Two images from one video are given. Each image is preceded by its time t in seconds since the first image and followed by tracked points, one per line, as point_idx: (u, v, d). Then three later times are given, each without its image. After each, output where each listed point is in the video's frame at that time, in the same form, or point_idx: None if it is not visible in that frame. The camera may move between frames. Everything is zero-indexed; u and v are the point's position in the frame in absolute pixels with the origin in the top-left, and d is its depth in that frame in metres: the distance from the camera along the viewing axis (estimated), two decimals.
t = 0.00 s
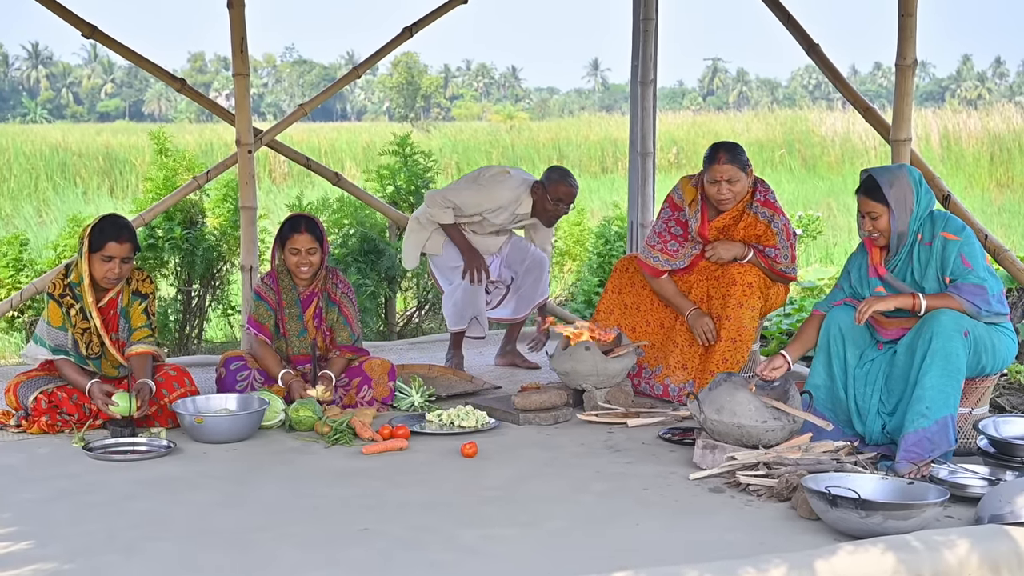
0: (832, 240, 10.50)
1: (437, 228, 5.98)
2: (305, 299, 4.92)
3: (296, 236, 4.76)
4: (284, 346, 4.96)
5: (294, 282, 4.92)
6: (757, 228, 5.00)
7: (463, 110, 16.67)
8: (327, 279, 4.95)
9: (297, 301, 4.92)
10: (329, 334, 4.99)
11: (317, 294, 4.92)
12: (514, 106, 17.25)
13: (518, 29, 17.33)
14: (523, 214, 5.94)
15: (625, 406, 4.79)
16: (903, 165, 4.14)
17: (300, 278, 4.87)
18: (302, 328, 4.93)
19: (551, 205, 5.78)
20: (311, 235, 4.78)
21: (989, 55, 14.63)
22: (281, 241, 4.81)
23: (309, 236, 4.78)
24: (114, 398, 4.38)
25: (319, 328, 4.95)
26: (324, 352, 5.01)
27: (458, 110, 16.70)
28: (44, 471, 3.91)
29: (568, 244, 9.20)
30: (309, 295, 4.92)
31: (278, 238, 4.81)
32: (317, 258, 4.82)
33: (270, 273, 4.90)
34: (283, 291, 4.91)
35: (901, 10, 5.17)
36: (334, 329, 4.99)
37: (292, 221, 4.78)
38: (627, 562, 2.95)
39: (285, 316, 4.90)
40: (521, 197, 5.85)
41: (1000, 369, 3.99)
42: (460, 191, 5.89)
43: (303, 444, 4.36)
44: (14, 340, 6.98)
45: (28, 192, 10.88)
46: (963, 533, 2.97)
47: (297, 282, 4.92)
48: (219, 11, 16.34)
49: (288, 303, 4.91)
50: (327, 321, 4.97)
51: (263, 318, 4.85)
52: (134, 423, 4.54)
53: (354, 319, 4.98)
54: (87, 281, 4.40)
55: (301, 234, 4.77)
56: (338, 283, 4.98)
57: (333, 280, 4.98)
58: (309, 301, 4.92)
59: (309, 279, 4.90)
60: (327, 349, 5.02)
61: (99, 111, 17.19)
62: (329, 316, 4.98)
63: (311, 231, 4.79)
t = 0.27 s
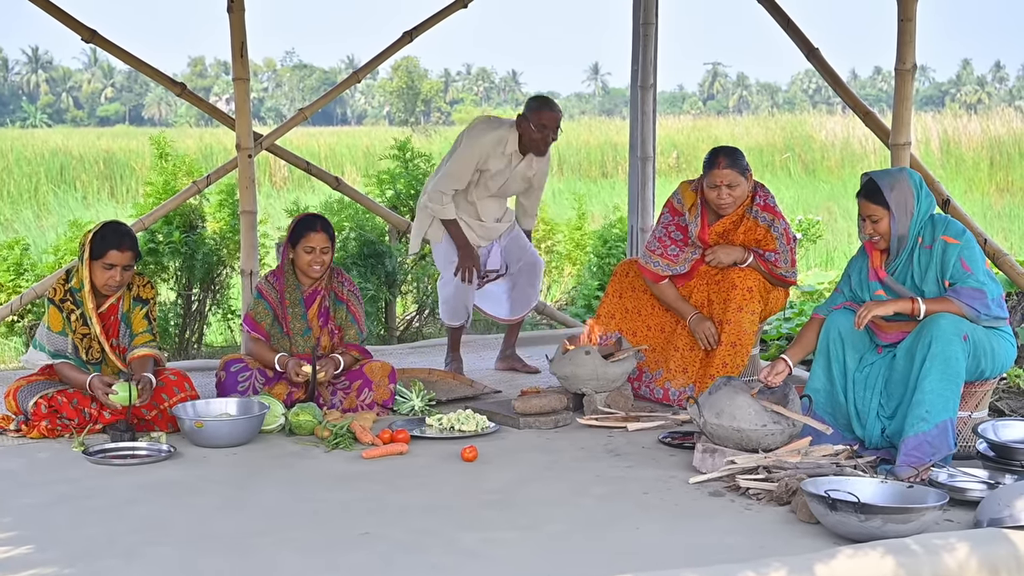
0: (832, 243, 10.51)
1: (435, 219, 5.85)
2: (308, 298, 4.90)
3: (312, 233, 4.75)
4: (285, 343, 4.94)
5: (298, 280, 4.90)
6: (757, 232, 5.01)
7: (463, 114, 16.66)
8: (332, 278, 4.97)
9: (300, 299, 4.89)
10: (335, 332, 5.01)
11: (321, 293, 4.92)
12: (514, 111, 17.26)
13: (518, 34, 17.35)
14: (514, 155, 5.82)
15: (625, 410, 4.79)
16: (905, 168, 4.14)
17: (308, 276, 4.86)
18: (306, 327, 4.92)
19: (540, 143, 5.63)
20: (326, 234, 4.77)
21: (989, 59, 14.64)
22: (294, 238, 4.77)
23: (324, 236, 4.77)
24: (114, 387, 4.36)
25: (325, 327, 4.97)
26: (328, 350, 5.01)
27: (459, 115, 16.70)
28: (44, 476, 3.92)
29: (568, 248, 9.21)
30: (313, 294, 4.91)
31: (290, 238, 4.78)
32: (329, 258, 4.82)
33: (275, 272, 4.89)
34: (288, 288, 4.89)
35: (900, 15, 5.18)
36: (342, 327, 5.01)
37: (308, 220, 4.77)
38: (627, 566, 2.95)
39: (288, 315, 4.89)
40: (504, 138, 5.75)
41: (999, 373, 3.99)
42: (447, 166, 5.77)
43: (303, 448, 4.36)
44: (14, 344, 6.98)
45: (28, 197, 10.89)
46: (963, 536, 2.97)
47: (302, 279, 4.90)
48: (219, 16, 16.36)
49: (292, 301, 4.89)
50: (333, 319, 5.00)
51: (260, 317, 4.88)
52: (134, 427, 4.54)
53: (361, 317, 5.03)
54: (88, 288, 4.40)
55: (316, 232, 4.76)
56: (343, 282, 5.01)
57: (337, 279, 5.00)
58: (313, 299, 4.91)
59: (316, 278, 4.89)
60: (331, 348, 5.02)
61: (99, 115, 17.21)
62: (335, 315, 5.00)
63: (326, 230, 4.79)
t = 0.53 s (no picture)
0: (830, 247, 10.51)
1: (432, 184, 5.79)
2: (319, 301, 4.90)
3: (327, 237, 4.76)
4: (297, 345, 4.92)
5: (310, 284, 4.89)
6: (756, 236, 5.02)
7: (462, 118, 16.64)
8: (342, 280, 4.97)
9: (312, 303, 4.90)
10: (348, 333, 4.99)
11: (332, 295, 4.91)
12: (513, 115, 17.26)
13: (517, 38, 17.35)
14: (506, 104, 5.69)
15: (624, 414, 4.80)
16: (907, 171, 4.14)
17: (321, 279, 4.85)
18: (316, 330, 4.91)
19: (527, 86, 5.50)
20: (341, 238, 4.79)
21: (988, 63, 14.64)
22: (309, 240, 4.77)
23: (339, 239, 4.79)
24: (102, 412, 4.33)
25: (334, 329, 4.94)
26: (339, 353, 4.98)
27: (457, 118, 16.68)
28: (44, 480, 3.92)
29: (566, 252, 9.21)
30: (324, 297, 4.91)
31: (304, 242, 4.78)
32: (343, 262, 4.83)
33: (287, 275, 4.89)
34: (299, 292, 4.89)
35: (898, 19, 5.18)
36: (355, 328, 5.01)
37: (323, 224, 4.78)
38: (626, 570, 2.95)
39: (300, 317, 4.88)
40: (490, 87, 5.66)
41: (997, 377, 4.00)
42: (439, 124, 5.70)
43: (303, 452, 4.36)
44: (13, 348, 6.97)
45: (27, 202, 10.89)
46: (961, 540, 2.97)
47: (313, 282, 4.89)
48: (217, 20, 16.36)
49: (304, 304, 4.89)
50: (345, 320, 4.98)
51: (273, 319, 4.86)
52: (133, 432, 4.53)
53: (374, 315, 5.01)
54: (88, 290, 4.40)
55: (332, 235, 4.77)
56: (352, 283, 5.00)
57: (347, 280, 5.00)
58: (324, 302, 4.90)
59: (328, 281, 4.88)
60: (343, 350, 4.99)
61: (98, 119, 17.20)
62: (347, 317, 4.99)
63: (341, 235, 4.81)
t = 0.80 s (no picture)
0: (831, 250, 10.51)
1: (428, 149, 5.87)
2: (340, 311, 4.91)
3: (352, 250, 4.75)
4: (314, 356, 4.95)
5: (332, 294, 4.88)
6: (757, 239, 5.02)
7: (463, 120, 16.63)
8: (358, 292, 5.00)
9: (335, 313, 4.90)
10: (360, 343, 5.04)
11: (349, 308, 4.94)
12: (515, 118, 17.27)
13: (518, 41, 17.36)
14: (505, 89, 5.75)
15: (625, 417, 4.79)
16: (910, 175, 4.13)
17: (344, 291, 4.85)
18: (336, 341, 4.93)
19: (524, 70, 5.56)
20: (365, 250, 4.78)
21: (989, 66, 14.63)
22: (331, 252, 4.76)
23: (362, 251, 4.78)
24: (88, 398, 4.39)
25: (349, 340, 4.97)
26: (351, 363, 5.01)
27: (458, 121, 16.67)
28: (46, 482, 3.92)
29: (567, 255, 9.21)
30: (343, 308, 4.92)
31: (329, 251, 4.76)
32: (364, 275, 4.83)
33: (311, 282, 4.81)
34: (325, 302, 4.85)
35: (899, 21, 5.17)
36: (366, 338, 5.06)
37: (347, 236, 4.77)
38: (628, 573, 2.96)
39: (325, 328, 4.87)
40: (489, 71, 5.75)
41: (996, 379, 4.00)
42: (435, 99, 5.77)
43: (304, 455, 4.36)
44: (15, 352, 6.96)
45: (29, 205, 10.90)
46: (963, 542, 2.97)
47: (335, 293, 4.88)
48: (218, 23, 16.39)
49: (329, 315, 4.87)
50: (358, 331, 5.02)
51: (310, 327, 4.81)
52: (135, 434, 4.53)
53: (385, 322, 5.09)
54: (87, 289, 4.40)
55: (355, 247, 4.76)
56: (367, 295, 5.05)
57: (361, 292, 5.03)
58: (344, 313, 4.92)
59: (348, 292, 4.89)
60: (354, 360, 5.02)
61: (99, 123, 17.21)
62: (360, 327, 5.04)
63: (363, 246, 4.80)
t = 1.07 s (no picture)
0: (835, 251, 10.51)
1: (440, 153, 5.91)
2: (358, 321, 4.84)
3: (372, 263, 4.62)
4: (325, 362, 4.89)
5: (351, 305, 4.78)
6: (760, 240, 5.01)
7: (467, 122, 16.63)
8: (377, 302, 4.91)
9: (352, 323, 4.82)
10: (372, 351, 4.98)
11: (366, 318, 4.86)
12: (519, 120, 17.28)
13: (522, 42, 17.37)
14: (507, 80, 5.75)
15: (629, 418, 4.79)
16: (914, 184, 4.07)
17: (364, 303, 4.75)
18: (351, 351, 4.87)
19: (519, 63, 5.56)
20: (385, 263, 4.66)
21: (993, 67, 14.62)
22: (352, 266, 4.64)
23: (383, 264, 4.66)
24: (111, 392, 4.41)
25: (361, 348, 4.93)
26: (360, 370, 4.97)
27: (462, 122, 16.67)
28: (50, 483, 3.93)
29: (571, 256, 9.21)
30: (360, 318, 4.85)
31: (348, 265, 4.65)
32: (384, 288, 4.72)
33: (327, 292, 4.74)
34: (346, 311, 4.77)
35: (904, 23, 5.16)
36: (379, 346, 4.98)
37: (369, 249, 4.63)
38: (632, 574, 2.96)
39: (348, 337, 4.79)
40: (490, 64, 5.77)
41: (997, 379, 4.00)
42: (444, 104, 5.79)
43: (308, 456, 4.37)
44: (20, 353, 6.97)
45: (33, 206, 10.93)
46: (967, 544, 2.97)
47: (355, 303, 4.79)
48: (222, 24, 16.41)
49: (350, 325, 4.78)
50: (371, 340, 4.96)
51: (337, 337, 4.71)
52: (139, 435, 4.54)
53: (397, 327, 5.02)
54: (89, 289, 4.40)
55: (376, 261, 4.63)
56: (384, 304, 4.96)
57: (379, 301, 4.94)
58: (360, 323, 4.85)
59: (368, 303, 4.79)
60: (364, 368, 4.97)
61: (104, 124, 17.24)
62: (374, 336, 4.96)
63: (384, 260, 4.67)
